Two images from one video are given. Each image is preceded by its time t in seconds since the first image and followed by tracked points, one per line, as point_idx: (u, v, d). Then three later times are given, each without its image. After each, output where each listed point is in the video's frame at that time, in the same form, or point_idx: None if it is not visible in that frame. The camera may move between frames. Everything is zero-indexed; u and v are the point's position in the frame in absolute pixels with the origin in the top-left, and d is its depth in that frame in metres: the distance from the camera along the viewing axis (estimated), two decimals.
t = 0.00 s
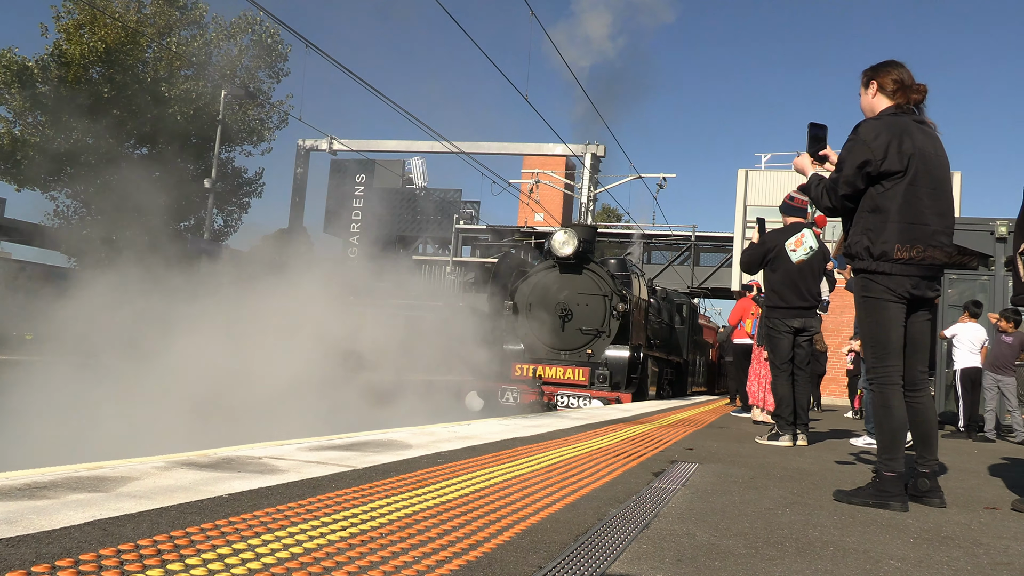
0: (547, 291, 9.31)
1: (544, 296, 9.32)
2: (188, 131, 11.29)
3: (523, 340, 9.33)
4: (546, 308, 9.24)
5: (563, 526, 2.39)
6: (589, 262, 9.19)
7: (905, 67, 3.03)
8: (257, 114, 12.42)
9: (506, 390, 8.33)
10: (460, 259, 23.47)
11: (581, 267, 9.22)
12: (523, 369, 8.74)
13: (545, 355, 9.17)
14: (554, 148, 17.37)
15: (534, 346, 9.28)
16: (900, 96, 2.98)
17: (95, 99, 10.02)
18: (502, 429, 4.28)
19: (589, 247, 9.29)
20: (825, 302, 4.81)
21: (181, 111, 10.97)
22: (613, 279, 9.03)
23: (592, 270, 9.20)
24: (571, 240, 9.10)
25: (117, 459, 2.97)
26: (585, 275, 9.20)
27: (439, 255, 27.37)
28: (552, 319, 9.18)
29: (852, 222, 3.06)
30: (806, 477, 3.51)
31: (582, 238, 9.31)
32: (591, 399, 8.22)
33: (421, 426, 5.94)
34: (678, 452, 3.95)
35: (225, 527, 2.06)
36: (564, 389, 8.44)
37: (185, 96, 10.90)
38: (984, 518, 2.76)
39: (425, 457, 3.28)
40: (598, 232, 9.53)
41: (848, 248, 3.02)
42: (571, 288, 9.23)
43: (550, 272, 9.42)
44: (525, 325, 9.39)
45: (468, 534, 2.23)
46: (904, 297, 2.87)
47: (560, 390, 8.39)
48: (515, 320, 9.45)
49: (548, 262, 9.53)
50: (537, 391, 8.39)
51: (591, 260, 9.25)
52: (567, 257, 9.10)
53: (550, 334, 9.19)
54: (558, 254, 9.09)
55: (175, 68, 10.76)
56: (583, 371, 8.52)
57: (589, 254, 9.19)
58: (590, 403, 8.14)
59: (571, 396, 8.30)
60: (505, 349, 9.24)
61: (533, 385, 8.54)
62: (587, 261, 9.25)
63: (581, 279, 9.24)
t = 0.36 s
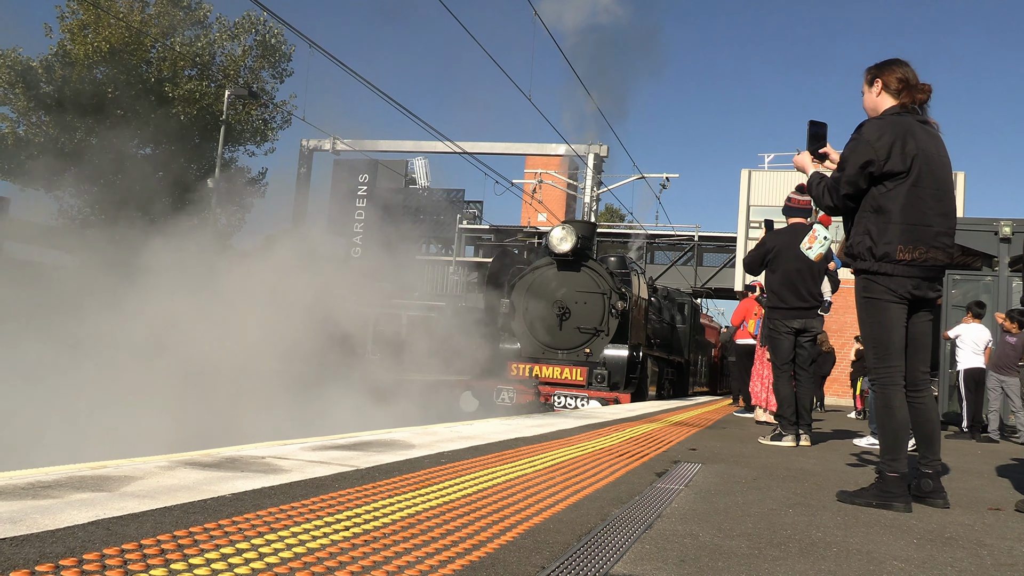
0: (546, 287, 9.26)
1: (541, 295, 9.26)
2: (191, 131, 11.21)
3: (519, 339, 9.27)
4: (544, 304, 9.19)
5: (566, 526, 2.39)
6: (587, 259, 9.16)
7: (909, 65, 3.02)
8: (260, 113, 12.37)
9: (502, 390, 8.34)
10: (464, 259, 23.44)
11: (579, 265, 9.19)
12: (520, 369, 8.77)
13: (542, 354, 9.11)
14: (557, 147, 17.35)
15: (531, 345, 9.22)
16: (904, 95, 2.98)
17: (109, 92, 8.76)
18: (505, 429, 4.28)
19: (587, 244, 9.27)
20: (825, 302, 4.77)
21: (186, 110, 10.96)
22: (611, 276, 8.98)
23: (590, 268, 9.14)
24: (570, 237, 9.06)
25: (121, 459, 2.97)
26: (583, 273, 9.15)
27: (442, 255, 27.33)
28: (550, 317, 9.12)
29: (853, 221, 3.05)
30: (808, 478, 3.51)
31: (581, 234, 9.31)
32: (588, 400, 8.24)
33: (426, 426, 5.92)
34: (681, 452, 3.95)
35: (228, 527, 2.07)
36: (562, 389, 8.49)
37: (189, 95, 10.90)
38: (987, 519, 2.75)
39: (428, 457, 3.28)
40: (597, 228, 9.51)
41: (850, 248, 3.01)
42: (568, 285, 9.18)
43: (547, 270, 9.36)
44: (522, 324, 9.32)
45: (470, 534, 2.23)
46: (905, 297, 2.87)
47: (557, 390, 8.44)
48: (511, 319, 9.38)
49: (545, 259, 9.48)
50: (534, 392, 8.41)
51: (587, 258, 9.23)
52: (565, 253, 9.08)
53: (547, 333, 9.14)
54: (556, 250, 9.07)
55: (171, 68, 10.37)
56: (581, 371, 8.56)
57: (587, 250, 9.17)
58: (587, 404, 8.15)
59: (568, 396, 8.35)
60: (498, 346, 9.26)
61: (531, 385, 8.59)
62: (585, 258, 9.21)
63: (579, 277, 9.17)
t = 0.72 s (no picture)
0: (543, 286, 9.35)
1: (538, 292, 9.35)
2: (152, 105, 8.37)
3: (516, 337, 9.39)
4: (541, 304, 9.28)
5: (569, 526, 2.39)
6: (585, 257, 9.22)
7: (913, 65, 3.01)
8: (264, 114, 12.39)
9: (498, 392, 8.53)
10: (467, 259, 23.42)
11: (578, 261, 9.26)
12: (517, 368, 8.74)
13: (540, 352, 9.21)
14: (561, 148, 17.32)
15: (528, 342, 9.32)
16: (907, 95, 2.97)
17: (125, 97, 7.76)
18: (508, 429, 4.28)
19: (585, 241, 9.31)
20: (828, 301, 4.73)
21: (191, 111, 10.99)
22: (610, 275, 9.00)
23: (588, 265, 9.21)
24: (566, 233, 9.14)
25: (126, 459, 2.97)
26: (582, 269, 9.24)
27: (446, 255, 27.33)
28: (546, 316, 9.21)
29: (856, 222, 3.04)
30: (811, 478, 3.50)
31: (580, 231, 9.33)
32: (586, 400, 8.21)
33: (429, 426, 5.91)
34: (685, 453, 3.94)
35: (231, 526, 2.07)
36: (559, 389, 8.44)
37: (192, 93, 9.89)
38: (990, 520, 2.75)
39: (431, 457, 3.28)
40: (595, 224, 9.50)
41: (853, 249, 3.00)
42: (566, 283, 9.25)
43: (544, 267, 9.44)
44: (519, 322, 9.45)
45: (474, 534, 2.23)
46: (909, 298, 2.86)
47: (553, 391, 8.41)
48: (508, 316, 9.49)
49: (543, 256, 9.55)
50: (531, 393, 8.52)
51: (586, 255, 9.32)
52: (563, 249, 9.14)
53: (545, 331, 9.22)
54: (554, 246, 9.10)
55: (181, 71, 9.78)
56: (578, 371, 8.48)
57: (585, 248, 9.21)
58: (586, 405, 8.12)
59: (565, 397, 8.33)
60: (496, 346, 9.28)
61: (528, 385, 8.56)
62: (583, 256, 9.27)
63: (577, 274, 9.25)
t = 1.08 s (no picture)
0: (539, 283, 9.36)
1: (535, 290, 9.35)
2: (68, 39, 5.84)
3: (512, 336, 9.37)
4: (537, 303, 9.28)
5: (571, 527, 2.40)
6: (583, 253, 9.21)
7: (916, 65, 3.00)
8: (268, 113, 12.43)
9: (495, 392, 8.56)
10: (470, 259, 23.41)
11: (574, 258, 9.28)
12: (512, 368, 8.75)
13: (536, 351, 9.14)
14: (564, 148, 17.28)
15: (525, 341, 9.28)
16: (910, 95, 2.97)
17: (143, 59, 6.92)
18: (510, 429, 4.29)
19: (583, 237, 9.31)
20: (830, 301, 4.74)
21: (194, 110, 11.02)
22: (609, 272, 8.96)
23: (586, 262, 9.19)
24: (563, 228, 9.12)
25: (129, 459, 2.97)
26: (579, 267, 9.22)
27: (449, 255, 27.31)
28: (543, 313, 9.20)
29: (858, 222, 3.04)
30: (814, 479, 3.50)
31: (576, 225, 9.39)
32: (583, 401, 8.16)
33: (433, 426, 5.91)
34: (688, 453, 3.93)
35: (234, 526, 2.07)
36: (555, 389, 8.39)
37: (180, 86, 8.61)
38: (993, 521, 2.74)
39: (434, 457, 3.28)
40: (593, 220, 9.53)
41: (856, 249, 2.99)
42: (563, 280, 9.23)
43: (541, 265, 9.45)
44: (515, 320, 9.43)
45: (476, 534, 2.23)
46: (912, 299, 2.86)
47: (551, 391, 8.34)
48: (504, 314, 9.47)
49: (540, 254, 9.56)
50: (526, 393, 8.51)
51: (582, 252, 9.31)
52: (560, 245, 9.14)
53: (542, 330, 9.20)
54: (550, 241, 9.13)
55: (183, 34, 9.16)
56: (576, 371, 8.45)
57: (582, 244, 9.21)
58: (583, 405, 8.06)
59: (561, 397, 8.24)
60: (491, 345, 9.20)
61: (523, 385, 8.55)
62: (580, 253, 9.27)
63: (575, 271, 9.23)
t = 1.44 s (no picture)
0: (534, 281, 9.25)
1: (531, 288, 9.27)
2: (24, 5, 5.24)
3: (508, 335, 9.34)
4: (534, 302, 9.17)
5: (575, 527, 2.39)
6: (580, 250, 9.04)
7: (920, 64, 3.00)
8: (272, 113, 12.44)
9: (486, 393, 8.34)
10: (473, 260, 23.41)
11: (571, 255, 9.11)
12: (507, 368, 8.65)
13: (532, 351, 9.06)
14: (567, 148, 17.24)
15: (521, 340, 9.21)
16: (914, 94, 2.96)
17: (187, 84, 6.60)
18: (513, 430, 4.29)
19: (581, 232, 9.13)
20: (835, 301, 4.75)
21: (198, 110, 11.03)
22: (607, 270, 8.81)
23: (583, 259, 9.06)
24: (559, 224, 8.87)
25: (132, 459, 2.98)
26: (576, 263, 9.08)
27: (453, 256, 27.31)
28: (541, 311, 9.11)
29: (862, 221, 3.03)
30: (817, 479, 3.49)
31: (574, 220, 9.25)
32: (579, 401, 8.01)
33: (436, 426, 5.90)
34: (691, 454, 3.93)
35: (238, 527, 2.08)
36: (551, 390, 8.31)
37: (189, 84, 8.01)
38: (998, 522, 2.73)
39: (437, 458, 3.28)
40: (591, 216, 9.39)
41: (860, 249, 2.99)
42: (560, 278, 9.12)
43: (538, 261, 9.33)
44: (511, 318, 9.37)
45: (480, 534, 2.23)
46: (916, 299, 2.85)
47: (546, 391, 8.24)
48: (500, 313, 9.41)
49: (538, 251, 9.44)
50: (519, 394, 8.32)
51: (579, 248, 9.14)
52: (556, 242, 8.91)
53: (538, 329, 9.11)
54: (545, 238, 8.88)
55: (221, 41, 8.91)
56: (572, 371, 8.35)
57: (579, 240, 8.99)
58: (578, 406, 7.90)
59: (557, 397, 8.12)
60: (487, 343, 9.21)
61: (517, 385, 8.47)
62: (577, 249, 9.10)
63: (572, 268, 9.10)
